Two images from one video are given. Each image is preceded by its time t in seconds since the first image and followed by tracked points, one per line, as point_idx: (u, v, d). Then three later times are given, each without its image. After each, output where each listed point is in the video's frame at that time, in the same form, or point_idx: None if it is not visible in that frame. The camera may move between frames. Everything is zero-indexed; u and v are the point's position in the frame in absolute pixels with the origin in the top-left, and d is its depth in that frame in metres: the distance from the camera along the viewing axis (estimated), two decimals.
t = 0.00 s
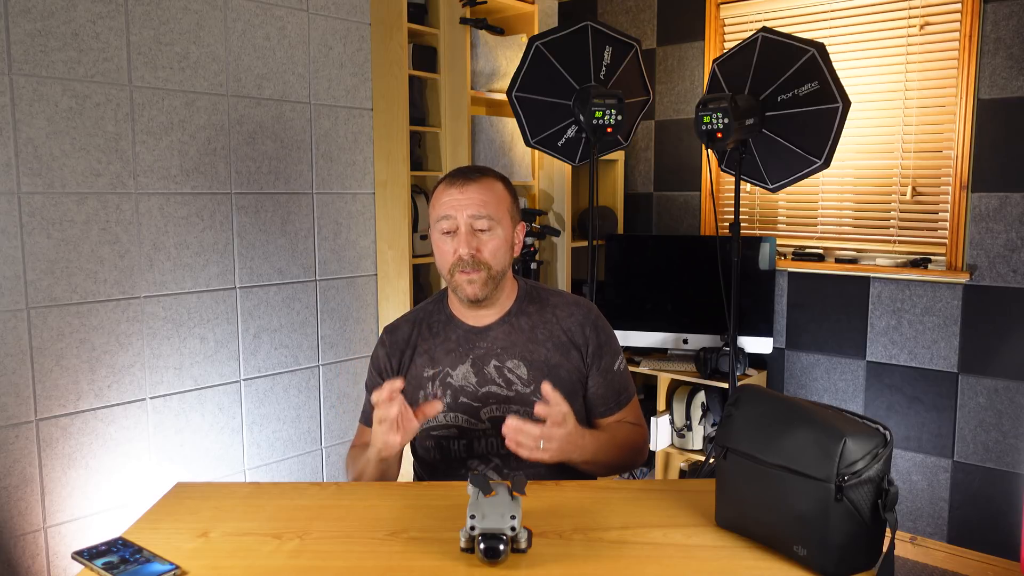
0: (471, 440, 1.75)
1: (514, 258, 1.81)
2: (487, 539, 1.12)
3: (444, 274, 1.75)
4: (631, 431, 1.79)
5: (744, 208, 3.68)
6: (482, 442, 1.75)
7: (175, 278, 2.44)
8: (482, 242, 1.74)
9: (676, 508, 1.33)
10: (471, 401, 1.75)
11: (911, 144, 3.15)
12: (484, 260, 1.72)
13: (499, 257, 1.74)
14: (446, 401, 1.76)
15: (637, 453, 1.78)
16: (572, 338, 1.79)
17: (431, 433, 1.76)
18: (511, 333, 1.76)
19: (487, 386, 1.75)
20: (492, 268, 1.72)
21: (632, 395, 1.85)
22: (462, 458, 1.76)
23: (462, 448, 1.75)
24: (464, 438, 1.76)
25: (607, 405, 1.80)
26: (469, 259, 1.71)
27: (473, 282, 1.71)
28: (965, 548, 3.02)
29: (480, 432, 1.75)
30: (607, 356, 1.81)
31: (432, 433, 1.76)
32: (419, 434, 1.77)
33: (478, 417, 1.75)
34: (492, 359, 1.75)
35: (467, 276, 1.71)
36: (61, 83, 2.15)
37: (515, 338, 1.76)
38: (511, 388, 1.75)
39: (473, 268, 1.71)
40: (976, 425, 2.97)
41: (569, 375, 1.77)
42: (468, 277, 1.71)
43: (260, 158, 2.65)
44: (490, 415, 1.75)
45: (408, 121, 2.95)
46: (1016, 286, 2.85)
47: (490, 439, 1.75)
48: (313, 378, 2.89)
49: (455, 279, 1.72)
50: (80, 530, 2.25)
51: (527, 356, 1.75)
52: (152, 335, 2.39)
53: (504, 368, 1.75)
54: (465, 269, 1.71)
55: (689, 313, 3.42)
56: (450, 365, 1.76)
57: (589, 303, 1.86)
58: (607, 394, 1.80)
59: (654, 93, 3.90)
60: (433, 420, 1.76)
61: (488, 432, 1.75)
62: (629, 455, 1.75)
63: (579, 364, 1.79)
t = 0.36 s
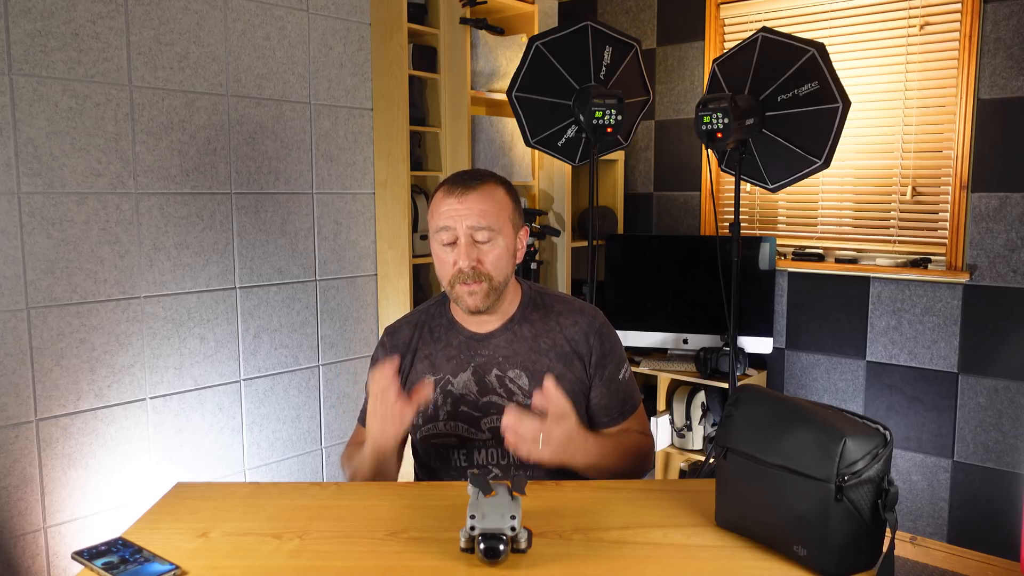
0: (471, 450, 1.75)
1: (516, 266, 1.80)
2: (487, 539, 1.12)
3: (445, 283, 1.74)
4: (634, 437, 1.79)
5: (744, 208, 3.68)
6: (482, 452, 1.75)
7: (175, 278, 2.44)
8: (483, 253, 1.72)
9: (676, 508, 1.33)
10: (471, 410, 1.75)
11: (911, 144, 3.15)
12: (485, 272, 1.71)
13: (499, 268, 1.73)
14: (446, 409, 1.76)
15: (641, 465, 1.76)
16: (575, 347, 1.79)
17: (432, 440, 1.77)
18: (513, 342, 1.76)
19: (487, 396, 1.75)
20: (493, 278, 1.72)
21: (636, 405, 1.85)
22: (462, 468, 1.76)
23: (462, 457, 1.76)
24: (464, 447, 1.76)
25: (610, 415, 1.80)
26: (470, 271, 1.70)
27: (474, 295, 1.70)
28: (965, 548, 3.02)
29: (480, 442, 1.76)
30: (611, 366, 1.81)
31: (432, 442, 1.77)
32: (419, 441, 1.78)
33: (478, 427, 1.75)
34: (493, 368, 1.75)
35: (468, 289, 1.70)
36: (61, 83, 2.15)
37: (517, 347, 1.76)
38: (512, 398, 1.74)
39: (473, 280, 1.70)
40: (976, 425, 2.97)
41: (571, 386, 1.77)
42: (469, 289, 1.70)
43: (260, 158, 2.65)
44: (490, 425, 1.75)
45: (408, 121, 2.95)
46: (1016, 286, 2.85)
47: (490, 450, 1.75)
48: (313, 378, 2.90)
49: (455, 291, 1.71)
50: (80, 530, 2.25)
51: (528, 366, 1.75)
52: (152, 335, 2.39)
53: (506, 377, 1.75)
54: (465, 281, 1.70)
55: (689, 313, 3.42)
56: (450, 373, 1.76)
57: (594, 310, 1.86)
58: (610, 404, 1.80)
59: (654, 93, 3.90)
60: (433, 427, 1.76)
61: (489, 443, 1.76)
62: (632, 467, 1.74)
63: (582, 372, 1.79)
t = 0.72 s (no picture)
0: (473, 454, 1.74)
1: (523, 257, 1.81)
2: (487, 539, 1.12)
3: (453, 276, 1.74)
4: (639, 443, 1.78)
5: (744, 208, 3.68)
6: (485, 457, 1.74)
7: (175, 278, 2.44)
8: (491, 240, 1.74)
9: (675, 508, 1.33)
10: (475, 415, 1.73)
11: (911, 144, 3.15)
12: (495, 259, 1.72)
13: (508, 256, 1.75)
14: (449, 413, 1.74)
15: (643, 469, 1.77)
16: (581, 351, 1.79)
17: (433, 443, 1.76)
18: (518, 345, 1.76)
19: (491, 400, 1.73)
20: (503, 267, 1.72)
21: (640, 409, 1.85)
22: (463, 471, 1.76)
23: (464, 461, 1.75)
24: (466, 451, 1.75)
25: (615, 419, 1.81)
26: (480, 259, 1.71)
27: (485, 284, 1.70)
28: (965, 548, 3.02)
29: (482, 447, 1.74)
30: (616, 370, 1.80)
31: (434, 445, 1.76)
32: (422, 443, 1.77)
33: (481, 432, 1.73)
34: (498, 372, 1.74)
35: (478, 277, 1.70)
36: (61, 83, 2.15)
37: (521, 351, 1.75)
38: (516, 403, 1.73)
39: (484, 268, 1.70)
40: (976, 425, 2.97)
41: (576, 391, 1.77)
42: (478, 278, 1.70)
43: (260, 158, 2.65)
44: (494, 430, 1.73)
45: (408, 121, 2.95)
46: (1016, 286, 2.85)
47: (492, 455, 1.74)
48: (313, 378, 2.90)
49: (465, 281, 1.71)
50: (80, 530, 2.25)
51: (533, 371, 1.75)
52: (152, 335, 2.39)
53: (510, 382, 1.74)
54: (476, 270, 1.70)
55: (689, 313, 3.42)
56: (454, 376, 1.75)
57: (600, 313, 1.86)
58: (615, 409, 1.80)
59: (654, 93, 3.90)
60: (435, 430, 1.75)
61: (491, 449, 1.74)
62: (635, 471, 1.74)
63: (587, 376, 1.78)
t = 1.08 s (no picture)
0: (476, 451, 1.75)
1: (524, 253, 1.81)
2: (487, 539, 1.12)
3: (455, 269, 1.72)
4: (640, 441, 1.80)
5: (744, 208, 3.69)
6: (486, 455, 1.75)
7: (175, 278, 2.44)
8: (494, 233, 1.73)
9: (675, 508, 1.33)
10: (479, 412, 1.73)
11: (911, 144, 3.15)
12: (498, 251, 1.71)
13: (510, 249, 1.74)
14: (453, 410, 1.74)
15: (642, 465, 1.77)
16: (582, 348, 1.79)
17: (436, 440, 1.76)
18: (520, 343, 1.75)
19: (494, 397, 1.73)
20: (505, 260, 1.71)
21: (639, 405, 1.86)
22: (464, 468, 1.76)
23: (466, 458, 1.76)
24: (469, 449, 1.75)
25: (615, 415, 1.82)
26: (483, 251, 1.70)
27: (487, 276, 1.68)
28: (965, 548, 3.02)
29: (485, 445, 1.75)
30: (616, 367, 1.81)
31: (436, 441, 1.76)
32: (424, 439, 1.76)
33: (485, 429, 1.74)
34: (501, 370, 1.74)
35: (480, 269, 1.69)
36: (61, 83, 2.15)
37: (523, 349, 1.75)
38: (519, 401, 1.74)
39: (486, 260, 1.69)
40: (976, 425, 2.97)
41: (576, 388, 1.78)
42: (481, 270, 1.69)
43: (260, 158, 2.65)
44: (497, 428, 1.74)
45: (408, 121, 2.95)
46: (1016, 286, 2.85)
47: (494, 453, 1.75)
48: (313, 378, 2.90)
49: (467, 273, 1.69)
50: (80, 530, 2.25)
51: (536, 368, 1.75)
52: (152, 335, 2.39)
53: (513, 380, 1.74)
54: (478, 261, 1.69)
55: (689, 313, 3.42)
56: (458, 372, 1.74)
57: (598, 309, 1.86)
58: (615, 405, 1.82)
59: (654, 93, 3.90)
60: (439, 427, 1.75)
61: (494, 446, 1.75)
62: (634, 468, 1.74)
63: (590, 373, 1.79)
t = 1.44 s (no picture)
0: (478, 453, 1.73)
1: (517, 254, 1.79)
2: (487, 539, 1.12)
3: (448, 272, 1.70)
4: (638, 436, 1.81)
5: (744, 208, 3.68)
6: (489, 457, 1.73)
7: (175, 278, 2.44)
8: (487, 235, 1.71)
9: (675, 509, 1.33)
10: (480, 413, 1.72)
11: (911, 144, 3.15)
12: (491, 253, 1.69)
13: (503, 250, 1.72)
14: (454, 412, 1.72)
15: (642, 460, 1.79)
16: (578, 343, 1.81)
17: (437, 444, 1.73)
18: (517, 342, 1.76)
19: (495, 397, 1.73)
20: (498, 261, 1.69)
21: (635, 399, 1.89)
22: (465, 471, 1.74)
23: (468, 461, 1.73)
24: (470, 452, 1.73)
25: (613, 409, 1.84)
26: (475, 252, 1.68)
27: (480, 278, 1.66)
28: (965, 548, 3.02)
29: (486, 446, 1.73)
30: (612, 362, 1.84)
31: (436, 445, 1.73)
32: (425, 443, 1.74)
33: (486, 430, 1.72)
34: (499, 369, 1.73)
35: (473, 271, 1.67)
36: (61, 83, 2.15)
37: (521, 347, 1.75)
38: (519, 400, 1.74)
39: (478, 261, 1.67)
40: (976, 425, 2.97)
41: (575, 384, 1.79)
42: (474, 272, 1.67)
43: (260, 158, 2.65)
44: (499, 428, 1.73)
45: (408, 121, 2.95)
46: (1016, 286, 2.85)
47: (497, 455, 1.73)
48: (313, 378, 2.90)
49: (460, 276, 1.67)
50: (80, 530, 2.25)
51: (534, 366, 1.75)
52: (152, 335, 2.39)
53: (512, 378, 1.74)
54: (471, 263, 1.67)
55: (689, 313, 3.42)
56: (457, 374, 1.73)
57: (592, 305, 1.89)
58: (612, 399, 1.84)
59: (654, 93, 3.90)
60: (439, 430, 1.73)
61: (496, 448, 1.73)
62: (636, 463, 1.76)
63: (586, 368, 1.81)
